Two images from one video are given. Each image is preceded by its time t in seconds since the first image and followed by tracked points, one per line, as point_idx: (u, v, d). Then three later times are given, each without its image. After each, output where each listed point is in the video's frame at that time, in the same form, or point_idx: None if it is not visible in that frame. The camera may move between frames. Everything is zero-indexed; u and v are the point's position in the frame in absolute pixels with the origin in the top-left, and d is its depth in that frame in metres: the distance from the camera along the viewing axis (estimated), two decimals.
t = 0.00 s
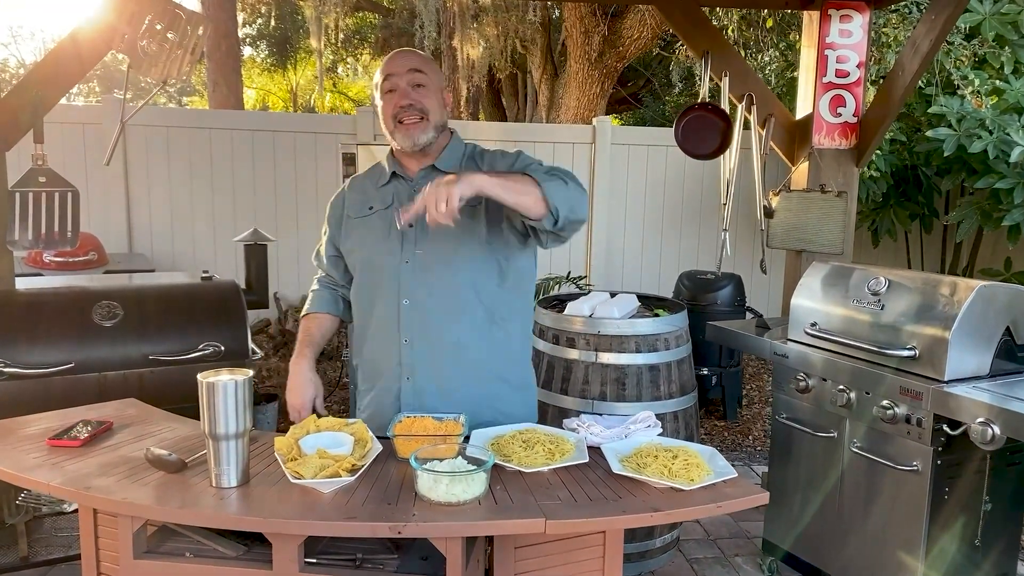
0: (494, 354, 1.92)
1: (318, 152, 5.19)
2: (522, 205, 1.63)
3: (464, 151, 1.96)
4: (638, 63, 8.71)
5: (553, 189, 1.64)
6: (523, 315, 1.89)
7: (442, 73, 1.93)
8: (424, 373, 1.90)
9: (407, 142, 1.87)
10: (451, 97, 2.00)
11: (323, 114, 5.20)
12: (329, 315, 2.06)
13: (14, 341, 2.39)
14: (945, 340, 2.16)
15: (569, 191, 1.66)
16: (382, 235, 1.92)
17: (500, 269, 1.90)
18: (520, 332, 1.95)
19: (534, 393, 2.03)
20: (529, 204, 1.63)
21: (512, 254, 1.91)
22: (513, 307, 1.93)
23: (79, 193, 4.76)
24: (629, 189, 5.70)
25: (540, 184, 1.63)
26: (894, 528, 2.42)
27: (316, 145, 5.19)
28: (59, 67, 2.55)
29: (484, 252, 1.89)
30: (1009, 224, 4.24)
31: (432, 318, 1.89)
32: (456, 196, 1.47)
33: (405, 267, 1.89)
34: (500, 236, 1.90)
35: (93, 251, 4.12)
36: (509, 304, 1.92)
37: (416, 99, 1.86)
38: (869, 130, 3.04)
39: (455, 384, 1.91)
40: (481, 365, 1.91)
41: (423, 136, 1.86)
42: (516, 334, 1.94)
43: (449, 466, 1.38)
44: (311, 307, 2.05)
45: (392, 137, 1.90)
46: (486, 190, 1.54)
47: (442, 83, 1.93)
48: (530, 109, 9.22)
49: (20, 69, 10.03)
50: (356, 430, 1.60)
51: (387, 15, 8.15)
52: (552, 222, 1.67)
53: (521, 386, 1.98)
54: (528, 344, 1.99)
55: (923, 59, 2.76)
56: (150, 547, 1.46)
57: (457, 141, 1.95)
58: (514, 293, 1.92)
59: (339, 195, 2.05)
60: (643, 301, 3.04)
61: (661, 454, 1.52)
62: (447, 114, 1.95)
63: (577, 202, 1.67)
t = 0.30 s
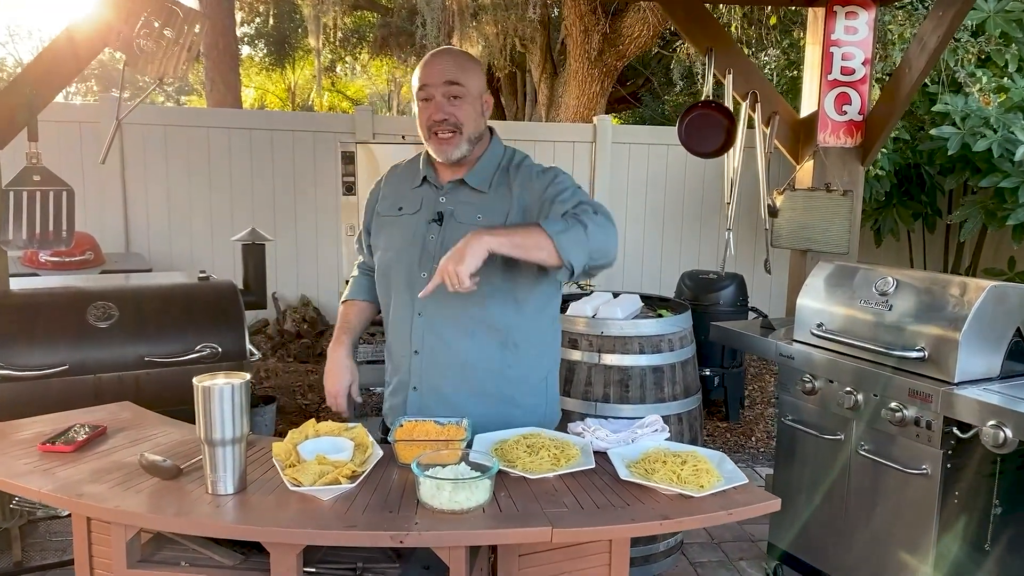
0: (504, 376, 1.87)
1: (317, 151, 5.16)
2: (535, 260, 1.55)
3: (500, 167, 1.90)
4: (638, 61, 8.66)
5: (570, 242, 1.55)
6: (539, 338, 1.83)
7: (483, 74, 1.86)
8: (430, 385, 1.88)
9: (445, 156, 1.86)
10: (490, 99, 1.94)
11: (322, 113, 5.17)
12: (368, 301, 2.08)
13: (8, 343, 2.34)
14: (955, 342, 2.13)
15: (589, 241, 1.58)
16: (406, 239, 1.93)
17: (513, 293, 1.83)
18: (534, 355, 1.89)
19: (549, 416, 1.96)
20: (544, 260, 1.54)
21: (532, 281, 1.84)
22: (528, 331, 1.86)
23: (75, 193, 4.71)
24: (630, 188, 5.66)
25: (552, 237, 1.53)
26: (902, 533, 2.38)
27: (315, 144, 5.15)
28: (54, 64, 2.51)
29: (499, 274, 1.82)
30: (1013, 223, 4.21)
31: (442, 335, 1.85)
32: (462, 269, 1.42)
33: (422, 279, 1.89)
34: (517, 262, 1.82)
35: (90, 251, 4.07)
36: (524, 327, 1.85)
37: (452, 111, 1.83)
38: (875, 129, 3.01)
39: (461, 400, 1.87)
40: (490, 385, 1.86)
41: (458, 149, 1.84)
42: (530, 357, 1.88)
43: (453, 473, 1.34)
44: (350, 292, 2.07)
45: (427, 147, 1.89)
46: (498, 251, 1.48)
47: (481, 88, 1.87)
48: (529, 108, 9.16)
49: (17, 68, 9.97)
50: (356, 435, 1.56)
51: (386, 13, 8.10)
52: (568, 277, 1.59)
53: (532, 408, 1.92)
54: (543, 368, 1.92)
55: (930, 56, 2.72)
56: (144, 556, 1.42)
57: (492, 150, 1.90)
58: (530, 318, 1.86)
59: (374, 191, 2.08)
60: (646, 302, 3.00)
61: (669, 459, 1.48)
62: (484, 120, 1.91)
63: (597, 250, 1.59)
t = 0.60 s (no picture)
0: (483, 386, 1.81)
1: (316, 151, 5.11)
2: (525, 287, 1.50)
3: (502, 176, 1.84)
4: (638, 60, 8.60)
5: (563, 272, 1.50)
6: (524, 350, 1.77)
7: (463, 77, 1.73)
8: (412, 383, 1.87)
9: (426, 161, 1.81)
10: (484, 100, 1.79)
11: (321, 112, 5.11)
12: (371, 289, 2.11)
13: None
14: (972, 348, 2.07)
15: (580, 270, 1.53)
16: (403, 235, 1.93)
17: (494, 303, 1.78)
18: (518, 368, 1.81)
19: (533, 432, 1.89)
20: (532, 289, 1.49)
21: (516, 293, 1.77)
22: (511, 342, 1.80)
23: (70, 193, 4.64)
24: (632, 188, 5.60)
25: (545, 269, 1.48)
26: (914, 543, 2.32)
27: (313, 143, 5.09)
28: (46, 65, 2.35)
29: (481, 281, 1.78)
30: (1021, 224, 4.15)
31: (426, 334, 1.84)
32: (451, 290, 1.37)
33: (412, 277, 1.89)
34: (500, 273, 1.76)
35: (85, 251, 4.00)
36: (506, 338, 1.79)
37: (423, 113, 1.76)
38: (885, 129, 2.95)
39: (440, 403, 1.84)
40: (469, 393, 1.81)
41: (430, 155, 1.78)
42: (512, 370, 1.81)
43: (456, 489, 1.28)
44: (355, 279, 2.12)
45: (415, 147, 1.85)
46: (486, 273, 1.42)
47: (461, 93, 1.74)
48: (529, 107, 9.10)
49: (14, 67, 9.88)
50: (355, 446, 1.50)
51: (385, 12, 8.04)
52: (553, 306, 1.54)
53: (514, 422, 1.85)
54: (527, 384, 1.85)
55: (943, 54, 2.66)
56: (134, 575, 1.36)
57: (494, 156, 1.84)
58: (513, 331, 1.79)
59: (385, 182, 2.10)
60: (651, 304, 2.94)
61: (682, 473, 1.42)
62: (473, 125, 1.79)
63: (589, 281, 1.54)
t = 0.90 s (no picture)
0: (437, 374, 1.83)
1: (315, 151, 5.05)
2: (487, 250, 1.50)
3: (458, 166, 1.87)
4: (638, 60, 8.54)
5: (525, 243, 1.51)
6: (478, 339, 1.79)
7: (416, 75, 1.80)
8: (369, 374, 1.89)
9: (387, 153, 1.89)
10: (439, 95, 1.85)
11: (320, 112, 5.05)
12: (342, 296, 2.15)
13: None
14: (991, 354, 2.00)
15: (539, 245, 1.54)
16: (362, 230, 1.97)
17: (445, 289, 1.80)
18: (472, 357, 1.84)
19: (490, 424, 1.90)
20: (493, 253, 1.50)
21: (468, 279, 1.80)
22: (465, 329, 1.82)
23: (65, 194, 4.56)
24: (634, 189, 5.54)
25: (509, 232, 1.49)
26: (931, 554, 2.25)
27: (312, 144, 5.03)
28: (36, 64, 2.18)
29: (433, 269, 1.80)
30: None
31: (381, 323, 1.87)
32: (415, 236, 1.35)
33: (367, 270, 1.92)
34: (450, 259, 1.79)
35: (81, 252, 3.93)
36: (458, 325, 1.81)
37: (380, 110, 1.83)
38: (897, 128, 2.88)
39: (397, 394, 1.86)
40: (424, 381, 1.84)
41: (388, 150, 1.86)
42: (467, 359, 1.83)
43: (464, 508, 1.22)
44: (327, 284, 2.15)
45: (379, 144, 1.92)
46: (451, 230, 1.42)
47: (414, 90, 1.81)
48: (529, 107, 9.04)
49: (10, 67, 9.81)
50: (357, 461, 1.43)
51: (384, 12, 7.98)
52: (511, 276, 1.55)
53: (469, 414, 1.86)
54: (482, 373, 1.86)
55: (957, 52, 2.60)
56: None
57: (450, 151, 1.88)
58: (466, 317, 1.82)
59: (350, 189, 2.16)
60: (657, 307, 2.87)
61: (700, 489, 1.36)
62: (429, 120, 1.84)
63: (548, 256, 1.56)
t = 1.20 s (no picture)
0: (392, 360, 1.86)
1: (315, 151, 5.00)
2: (443, 229, 1.55)
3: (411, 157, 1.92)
4: (639, 60, 8.49)
5: (481, 226, 1.57)
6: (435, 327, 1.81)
7: (365, 73, 1.86)
8: (329, 363, 1.91)
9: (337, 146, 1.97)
10: (388, 90, 1.91)
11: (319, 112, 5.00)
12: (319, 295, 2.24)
13: None
14: (1012, 360, 1.94)
15: (492, 229, 1.59)
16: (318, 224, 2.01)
17: (398, 276, 1.83)
18: (427, 343, 1.86)
19: (448, 411, 1.91)
20: (452, 233, 1.55)
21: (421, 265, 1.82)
22: (420, 314, 1.85)
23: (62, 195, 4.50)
24: (638, 190, 5.49)
25: (473, 217, 1.56)
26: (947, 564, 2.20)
27: (313, 144, 4.99)
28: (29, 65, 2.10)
29: (385, 256, 1.84)
30: None
31: (338, 313, 1.90)
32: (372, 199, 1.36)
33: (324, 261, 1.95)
34: (405, 246, 1.82)
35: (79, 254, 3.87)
36: (415, 312, 1.84)
37: (332, 109, 1.89)
38: (909, 128, 2.84)
39: (355, 382, 1.88)
40: (382, 367, 1.86)
41: (339, 143, 1.95)
42: (421, 345, 1.86)
43: (477, 524, 1.17)
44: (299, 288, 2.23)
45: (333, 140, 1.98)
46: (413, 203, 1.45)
47: (363, 89, 1.87)
48: (529, 108, 8.99)
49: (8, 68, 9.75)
50: (364, 473, 1.38)
51: (383, 12, 7.94)
52: (467, 256, 1.60)
53: (426, 400, 1.88)
54: (437, 360, 1.88)
55: (972, 51, 2.56)
56: None
57: (400, 146, 1.93)
58: (419, 304, 1.84)
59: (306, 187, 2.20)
60: (666, 310, 2.82)
61: (721, 503, 1.30)
62: (379, 115, 1.91)
63: (500, 240, 1.61)
